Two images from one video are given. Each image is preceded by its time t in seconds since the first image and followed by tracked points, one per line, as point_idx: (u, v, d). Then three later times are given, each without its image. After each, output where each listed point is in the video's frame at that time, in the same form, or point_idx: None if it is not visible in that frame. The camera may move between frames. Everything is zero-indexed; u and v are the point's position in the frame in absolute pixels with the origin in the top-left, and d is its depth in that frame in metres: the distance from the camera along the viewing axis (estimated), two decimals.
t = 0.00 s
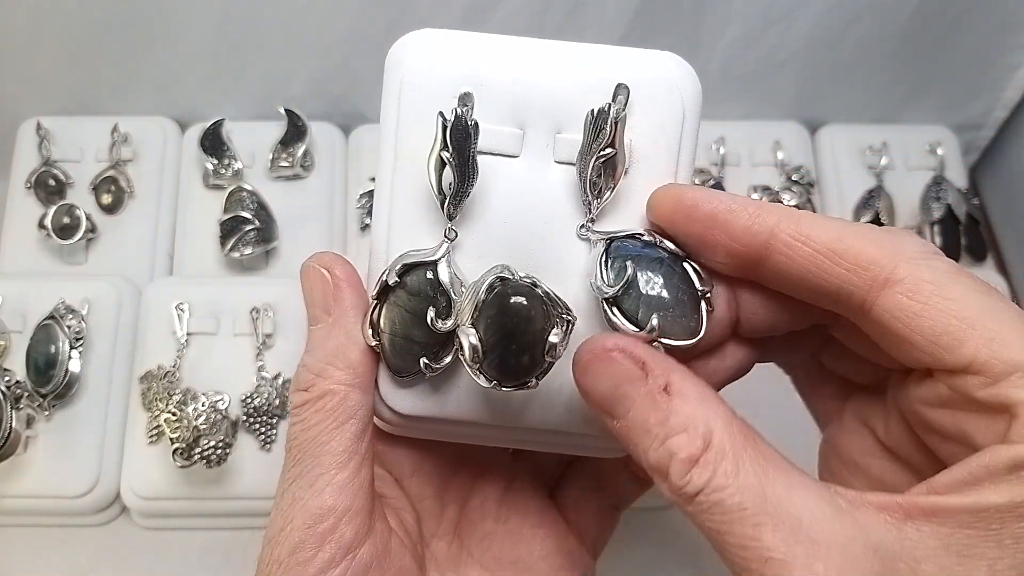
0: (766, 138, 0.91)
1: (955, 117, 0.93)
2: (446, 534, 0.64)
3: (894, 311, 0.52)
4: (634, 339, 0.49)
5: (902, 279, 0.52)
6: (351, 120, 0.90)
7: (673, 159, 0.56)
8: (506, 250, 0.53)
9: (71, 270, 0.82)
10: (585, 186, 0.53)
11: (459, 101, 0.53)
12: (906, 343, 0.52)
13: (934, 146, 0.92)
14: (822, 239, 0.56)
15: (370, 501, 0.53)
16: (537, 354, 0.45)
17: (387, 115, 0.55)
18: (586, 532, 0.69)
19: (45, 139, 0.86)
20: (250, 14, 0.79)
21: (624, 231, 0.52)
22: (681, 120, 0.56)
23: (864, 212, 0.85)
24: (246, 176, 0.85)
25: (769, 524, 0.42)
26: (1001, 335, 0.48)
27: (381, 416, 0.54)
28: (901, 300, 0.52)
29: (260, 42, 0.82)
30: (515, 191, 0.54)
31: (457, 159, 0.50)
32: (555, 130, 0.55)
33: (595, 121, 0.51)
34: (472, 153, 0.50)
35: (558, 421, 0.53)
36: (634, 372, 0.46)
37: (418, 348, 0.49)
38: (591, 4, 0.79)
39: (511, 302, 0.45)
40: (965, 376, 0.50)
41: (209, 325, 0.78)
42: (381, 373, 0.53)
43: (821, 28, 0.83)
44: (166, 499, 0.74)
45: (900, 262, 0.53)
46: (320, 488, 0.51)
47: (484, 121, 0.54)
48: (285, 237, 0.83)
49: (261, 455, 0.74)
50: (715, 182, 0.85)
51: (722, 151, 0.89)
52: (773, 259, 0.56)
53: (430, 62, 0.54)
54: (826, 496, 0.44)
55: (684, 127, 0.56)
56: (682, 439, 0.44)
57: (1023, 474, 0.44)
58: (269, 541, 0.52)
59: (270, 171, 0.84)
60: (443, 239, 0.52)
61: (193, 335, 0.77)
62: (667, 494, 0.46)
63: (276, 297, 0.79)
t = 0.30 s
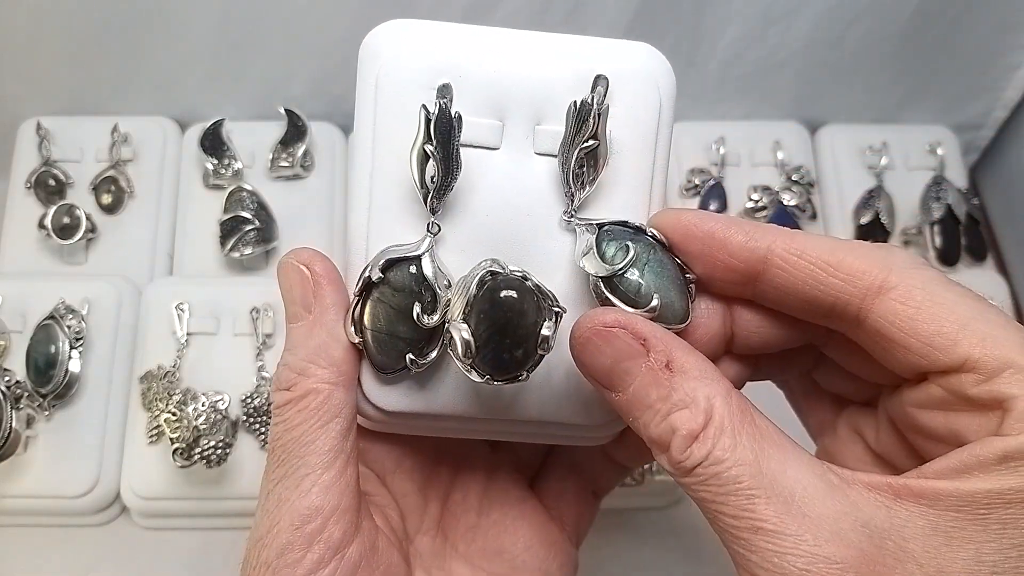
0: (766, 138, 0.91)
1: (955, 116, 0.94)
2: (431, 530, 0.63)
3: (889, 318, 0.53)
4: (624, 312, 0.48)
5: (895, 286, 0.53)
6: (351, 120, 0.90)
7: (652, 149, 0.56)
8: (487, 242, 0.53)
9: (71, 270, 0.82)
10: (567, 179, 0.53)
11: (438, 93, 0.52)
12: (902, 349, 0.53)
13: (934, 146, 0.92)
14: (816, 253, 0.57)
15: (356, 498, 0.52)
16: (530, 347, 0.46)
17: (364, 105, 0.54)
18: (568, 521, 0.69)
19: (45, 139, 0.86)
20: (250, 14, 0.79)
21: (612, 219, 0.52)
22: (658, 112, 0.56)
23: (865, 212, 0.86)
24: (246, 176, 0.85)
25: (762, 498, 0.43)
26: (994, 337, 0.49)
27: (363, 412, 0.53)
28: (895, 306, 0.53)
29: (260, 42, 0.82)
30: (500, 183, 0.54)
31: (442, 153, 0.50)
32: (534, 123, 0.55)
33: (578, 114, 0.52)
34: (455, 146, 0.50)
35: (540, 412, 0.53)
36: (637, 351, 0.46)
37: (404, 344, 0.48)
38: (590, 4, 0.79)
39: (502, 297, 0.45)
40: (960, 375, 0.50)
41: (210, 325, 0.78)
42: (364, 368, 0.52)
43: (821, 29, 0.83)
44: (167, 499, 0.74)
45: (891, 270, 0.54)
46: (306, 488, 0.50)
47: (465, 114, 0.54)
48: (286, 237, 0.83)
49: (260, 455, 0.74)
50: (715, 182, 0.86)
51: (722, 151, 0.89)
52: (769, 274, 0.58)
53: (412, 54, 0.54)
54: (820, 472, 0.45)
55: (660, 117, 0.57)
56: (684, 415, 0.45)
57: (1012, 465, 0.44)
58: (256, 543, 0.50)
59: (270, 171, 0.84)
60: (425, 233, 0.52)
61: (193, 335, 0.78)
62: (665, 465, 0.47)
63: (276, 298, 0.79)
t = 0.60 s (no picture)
0: (767, 138, 0.91)
1: (956, 117, 0.93)
2: (434, 532, 0.63)
3: (906, 320, 0.53)
4: (635, 306, 0.47)
5: (911, 288, 0.53)
6: (351, 120, 0.90)
7: (661, 151, 0.56)
8: (494, 245, 0.53)
9: (69, 270, 0.82)
10: (575, 181, 0.52)
11: (446, 95, 0.52)
12: (918, 352, 0.53)
13: (935, 146, 0.92)
14: (830, 253, 0.57)
15: (359, 501, 0.52)
16: (536, 351, 0.45)
17: (370, 105, 0.54)
18: (574, 526, 0.68)
19: (44, 139, 0.86)
20: (249, 12, 0.79)
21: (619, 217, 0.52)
22: (668, 114, 0.56)
23: (866, 212, 0.85)
24: (245, 176, 0.85)
25: (771, 501, 0.43)
26: (1011, 340, 0.49)
27: (368, 414, 0.53)
28: (911, 308, 0.53)
29: (260, 42, 0.82)
30: (505, 184, 0.53)
31: (448, 154, 0.50)
32: (542, 125, 0.54)
33: (587, 115, 0.52)
34: (462, 146, 0.50)
35: (546, 416, 0.53)
36: (645, 344, 0.46)
37: (408, 345, 0.48)
38: (591, 4, 0.79)
39: (508, 299, 0.45)
40: (977, 379, 0.50)
41: (208, 326, 0.77)
42: (368, 369, 0.52)
43: (822, 28, 0.83)
44: (166, 500, 0.73)
45: (907, 272, 0.54)
46: (309, 489, 0.49)
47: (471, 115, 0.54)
48: (285, 237, 0.82)
49: (260, 456, 0.74)
50: (716, 181, 0.86)
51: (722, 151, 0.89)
52: (782, 274, 0.58)
53: (417, 53, 0.54)
54: (832, 476, 0.44)
55: (669, 119, 0.56)
56: (693, 413, 0.44)
57: None
58: (258, 545, 0.50)
59: (269, 171, 0.84)
60: (432, 235, 0.52)
61: (192, 336, 0.77)
62: (671, 464, 0.47)
63: (275, 298, 0.79)
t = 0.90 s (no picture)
0: (767, 137, 0.91)
1: (957, 116, 0.93)
2: (432, 533, 0.63)
3: (911, 318, 0.53)
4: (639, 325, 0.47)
5: (917, 285, 0.53)
6: (350, 120, 0.90)
7: (659, 148, 0.55)
8: (490, 243, 0.52)
9: (68, 270, 0.81)
10: (572, 179, 0.52)
11: (441, 92, 0.51)
12: (921, 352, 0.53)
13: (936, 146, 0.92)
14: (836, 247, 0.56)
15: (355, 501, 0.52)
16: (530, 350, 0.45)
17: (366, 103, 0.54)
18: (574, 526, 0.68)
19: (42, 139, 0.86)
20: (248, 12, 0.79)
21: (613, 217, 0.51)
22: (665, 111, 0.56)
23: (867, 212, 0.85)
24: (244, 176, 0.85)
25: (760, 511, 0.43)
26: (1019, 342, 0.48)
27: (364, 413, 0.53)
28: (917, 306, 0.53)
29: (259, 41, 0.82)
30: (503, 183, 0.53)
31: (443, 153, 0.49)
32: (539, 122, 0.54)
33: (581, 114, 0.51)
34: (456, 144, 0.50)
35: (544, 416, 0.53)
36: (632, 357, 0.46)
37: (403, 345, 0.48)
38: (590, 3, 0.79)
39: (502, 298, 0.44)
40: (980, 382, 0.50)
41: (208, 326, 0.77)
42: (365, 369, 0.52)
43: (823, 27, 0.83)
44: (164, 501, 0.73)
45: (913, 269, 0.54)
46: (304, 490, 0.49)
47: (466, 114, 0.53)
48: (285, 238, 0.82)
49: (258, 456, 0.74)
50: (716, 182, 0.85)
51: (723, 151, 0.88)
52: (786, 268, 0.57)
53: (412, 52, 0.54)
54: (825, 484, 0.44)
55: (667, 116, 0.56)
56: (679, 423, 0.44)
57: None
58: (253, 545, 0.50)
59: (268, 171, 0.84)
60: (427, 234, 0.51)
61: (191, 336, 0.77)
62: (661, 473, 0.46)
63: (274, 298, 0.79)
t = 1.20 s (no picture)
0: (767, 138, 0.91)
1: (955, 116, 0.94)
2: (433, 531, 0.63)
3: (918, 320, 0.53)
4: (633, 315, 0.48)
5: (927, 286, 0.53)
6: (351, 120, 0.90)
7: (661, 151, 0.56)
8: (494, 247, 0.53)
9: (70, 271, 0.82)
10: (575, 186, 0.52)
11: (446, 96, 0.53)
12: (928, 353, 0.53)
13: (934, 146, 0.92)
14: (845, 247, 0.57)
15: (359, 499, 0.52)
16: (533, 355, 0.45)
17: (370, 105, 0.54)
18: (574, 526, 0.69)
19: (44, 139, 0.86)
20: (250, 13, 0.79)
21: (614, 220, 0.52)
22: (669, 116, 0.56)
23: (864, 212, 0.86)
24: (245, 176, 0.85)
25: (760, 512, 0.43)
26: None
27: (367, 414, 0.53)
28: (926, 308, 0.53)
29: (260, 42, 0.82)
30: (506, 185, 0.54)
31: (447, 157, 0.50)
32: (542, 127, 0.55)
33: (586, 119, 0.51)
34: (461, 149, 0.50)
35: (546, 418, 0.54)
36: (632, 351, 0.46)
37: (406, 347, 0.48)
38: (590, 4, 0.79)
39: (505, 303, 0.45)
40: (988, 388, 0.50)
41: (210, 326, 0.78)
42: (368, 369, 0.52)
43: (823, 28, 0.83)
44: (167, 499, 0.74)
45: (924, 269, 0.54)
46: (309, 487, 0.49)
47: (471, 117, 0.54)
48: (285, 238, 0.82)
49: (260, 455, 0.74)
50: (715, 181, 0.85)
51: (722, 151, 0.89)
52: (795, 265, 0.58)
53: (415, 54, 0.54)
54: (827, 486, 0.44)
55: (669, 118, 0.56)
56: (680, 422, 0.45)
57: None
58: (257, 543, 0.50)
59: (270, 172, 0.84)
60: (431, 237, 0.52)
61: (193, 335, 0.78)
62: (661, 471, 0.47)
63: (276, 298, 0.79)
